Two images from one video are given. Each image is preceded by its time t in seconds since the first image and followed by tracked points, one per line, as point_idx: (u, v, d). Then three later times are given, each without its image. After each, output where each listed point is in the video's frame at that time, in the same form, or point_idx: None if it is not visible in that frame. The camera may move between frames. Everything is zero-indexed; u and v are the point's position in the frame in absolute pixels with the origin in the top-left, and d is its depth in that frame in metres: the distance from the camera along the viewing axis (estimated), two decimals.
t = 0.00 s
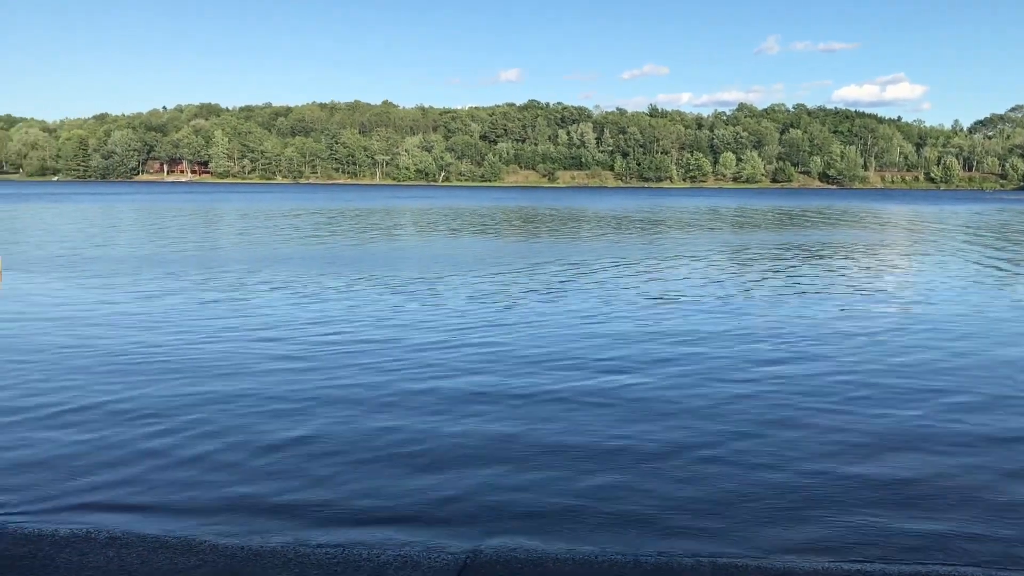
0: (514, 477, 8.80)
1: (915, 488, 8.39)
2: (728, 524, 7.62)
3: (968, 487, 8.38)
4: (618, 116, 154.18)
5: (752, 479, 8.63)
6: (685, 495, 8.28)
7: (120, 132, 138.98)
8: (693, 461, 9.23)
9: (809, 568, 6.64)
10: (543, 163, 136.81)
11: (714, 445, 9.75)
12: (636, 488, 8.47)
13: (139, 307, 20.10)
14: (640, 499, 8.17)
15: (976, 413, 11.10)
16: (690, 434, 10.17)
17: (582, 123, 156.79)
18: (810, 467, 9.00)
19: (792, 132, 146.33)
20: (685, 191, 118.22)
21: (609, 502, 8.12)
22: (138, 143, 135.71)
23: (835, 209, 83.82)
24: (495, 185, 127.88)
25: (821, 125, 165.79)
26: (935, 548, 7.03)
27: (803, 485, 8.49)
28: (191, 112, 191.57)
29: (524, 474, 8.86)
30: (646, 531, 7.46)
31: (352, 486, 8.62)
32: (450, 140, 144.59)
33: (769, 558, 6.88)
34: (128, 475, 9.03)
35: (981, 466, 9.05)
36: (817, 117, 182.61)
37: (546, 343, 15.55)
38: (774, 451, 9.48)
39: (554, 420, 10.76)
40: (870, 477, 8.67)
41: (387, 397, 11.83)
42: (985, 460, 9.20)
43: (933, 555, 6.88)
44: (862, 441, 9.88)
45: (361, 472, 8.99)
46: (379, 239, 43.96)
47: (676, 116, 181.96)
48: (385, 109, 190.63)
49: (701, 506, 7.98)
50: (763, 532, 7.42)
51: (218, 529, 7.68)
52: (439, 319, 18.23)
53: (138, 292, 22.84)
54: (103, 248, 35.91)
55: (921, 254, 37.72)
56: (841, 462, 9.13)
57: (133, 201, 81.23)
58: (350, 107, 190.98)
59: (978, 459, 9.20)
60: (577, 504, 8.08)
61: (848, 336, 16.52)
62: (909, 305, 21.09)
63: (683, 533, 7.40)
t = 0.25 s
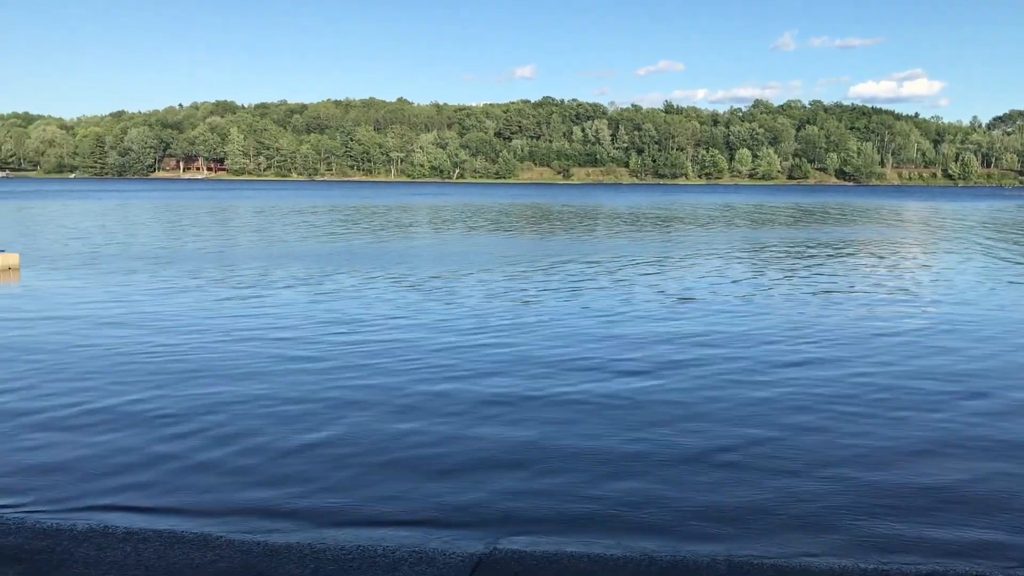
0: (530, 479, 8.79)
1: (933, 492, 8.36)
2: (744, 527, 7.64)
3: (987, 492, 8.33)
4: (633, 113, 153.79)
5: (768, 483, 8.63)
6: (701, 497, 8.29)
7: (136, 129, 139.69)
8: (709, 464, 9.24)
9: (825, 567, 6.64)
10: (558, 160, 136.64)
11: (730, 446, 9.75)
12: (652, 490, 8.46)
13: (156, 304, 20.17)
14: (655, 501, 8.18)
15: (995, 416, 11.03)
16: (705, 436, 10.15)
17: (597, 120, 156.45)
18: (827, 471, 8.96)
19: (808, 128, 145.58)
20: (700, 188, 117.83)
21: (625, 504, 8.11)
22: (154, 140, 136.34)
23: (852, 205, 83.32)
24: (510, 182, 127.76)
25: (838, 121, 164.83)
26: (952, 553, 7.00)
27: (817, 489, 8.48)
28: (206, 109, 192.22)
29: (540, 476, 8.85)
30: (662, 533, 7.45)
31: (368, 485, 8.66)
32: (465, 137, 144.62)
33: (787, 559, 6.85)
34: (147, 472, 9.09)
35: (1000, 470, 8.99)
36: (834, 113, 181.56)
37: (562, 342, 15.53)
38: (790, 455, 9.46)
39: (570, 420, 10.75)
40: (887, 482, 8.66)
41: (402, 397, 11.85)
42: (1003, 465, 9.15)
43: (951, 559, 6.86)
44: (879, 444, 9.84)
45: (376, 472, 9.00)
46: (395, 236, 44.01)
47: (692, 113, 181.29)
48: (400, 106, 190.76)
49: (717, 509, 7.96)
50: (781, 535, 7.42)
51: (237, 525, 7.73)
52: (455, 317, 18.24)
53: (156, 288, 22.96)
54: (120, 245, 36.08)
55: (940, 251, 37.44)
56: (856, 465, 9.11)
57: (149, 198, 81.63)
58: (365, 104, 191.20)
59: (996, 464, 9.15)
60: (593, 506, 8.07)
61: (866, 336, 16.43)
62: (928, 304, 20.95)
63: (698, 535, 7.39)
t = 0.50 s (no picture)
0: (544, 477, 8.83)
1: (949, 497, 8.33)
2: (758, 529, 7.62)
3: (1003, 497, 8.32)
4: (648, 109, 153.39)
5: (783, 484, 8.62)
6: (715, 497, 8.29)
7: (153, 125, 140.57)
8: (723, 464, 9.24)
9: (839, 567, 6.63)
10: (573, 156, 136.49)
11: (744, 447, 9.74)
12: (665, 490, 8.47)
13: (173, 301, 20.30)
14: (669, 501, 8.18)
15: (1012, 420, 10.99)
16: (720, 436, 10.15)
17: (612, 116, 156.12)
18: (841, 473, 8.96)
19: (825, 125, 144.84)
20: (715, 185, 117.45)
21: (639, 503, 8.13)
22: (171, 136, 137.03)
23: (869, 203, 82.91)
24: (525, 179, 127.71)
25: (854, 118, 163.91)
26: (968, 557, 7.00)
27: (831, 491, 8.46)
28: (223, 105, 193.09)
29: (554, 475, 8.88)
30: (676, 533, 7.47)
31: (383, 482, 8.70)
32: (479, 134, 144.61)
33: (802, 560, 6.86)
34: (164, 468, 9.17)
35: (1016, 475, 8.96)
36: (850, 109, 180.51)
37: (576, 341, 15.55)
38: (806, 457, 9.44)
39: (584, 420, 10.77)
40: (902, 485, 8.63)
41: (417, 394, 11.90)
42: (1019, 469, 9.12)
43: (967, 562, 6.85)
44: (895, 447, 9.81)
45: (391, 469, 9.05)
46: (410, 232, 44.12)
47: (707, 109, 180.63)
48: (415, 102, 190.95)
49: (731, 510, 7.98)
50: (794, 537, 7.41)
51: (252, 521, 7.78)
52: (470, 314, 18.29)
53: (173, 285, 23.16)
54: (138, 241, 36.37)
55: (958, 249, 37.22)
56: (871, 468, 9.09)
57: (166, 194, 82.19)
58: (380, 101, 191.45)
59: (1012, 469, 9.12)
60: (606, 505, 8.10)
61: (883, 337, 16.37)
62: (945, 304, 20.86)
63: (713, 536, 7.40)
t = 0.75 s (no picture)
0: (553, 478, 8.84)
1: (962, 500, 8.31)
2: (769, 529, 7.61)
3: (1013, 501, 8.30)
4: (659, 107, 153.05)
5: (794, 487, 8.61)
6: (725, 500, 8.28)
7: (164, 124, 140.91)
8: (735, 467, 9.22)
9: (851, 567, 6.61)
10: (584, 154, 136.31)
11: (755, 451, 9.72)
12: (675, 492, 8.47)
13: (185, 300, 20.38)
14: (680, 503, 8.18)
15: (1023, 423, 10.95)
16: (730, 439, 10.14)
17: (622, 113, 155.82)
18: (852, 477, 8.95)
19: (836, 123, 144.28)
20: (726, 182, 117.08)
21: (648, 505, 8.13)
22: (183, 134, 137.46)
23: (881, 201, 82.60)
24: (535, 177, 127.61)
25: (866, 116, 163.18)
26: (981, 559, 6.98)
27: (842, 494, 8.44)
28: (234, 103, 193.53)
29: (564, 476, 8.90)
30: (685, 534, 7.44)
31: (393, 482, 8.72)
32: (490, 131, 144.61)
33: (812, 559, 6.85)
34: (176, 467, 9.20)
35: None
36: (862, 107, 179.78)
37: (586, 341, 15.58)
38: (817, 460, 9.42)
39: (593, 421, 10.79)
40: (914, 490, 8.61)
41: (427, 396, 11.94)
42: None
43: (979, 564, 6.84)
44: (907, 451, 9.79)
45: (401, 470, 9.06)
46: (421, 231, 44.17)
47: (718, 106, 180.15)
48: (425, 100, 191.04)
49: (741, 511, 7.96)
50: (806, 538, 7.39)
51: (264, 518, 7.80)
52: (480, 314, 18.33)
53: (184, 284, 23.24)
54: (150, 239, 36.49)
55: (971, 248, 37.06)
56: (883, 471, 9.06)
57: (178, 192, 82.29)
58: (390, 99, 191.62)
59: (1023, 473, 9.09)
60: (616, 506, 8.08)
61: (894, 338, 16.32)
62: (958, 304, 20.77)
63: (722, 538, 7.39)
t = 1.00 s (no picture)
0: (564, 475, 8.83)
1: (974, 494, 8.27)
2: (780, 526, 7.58)
3: None
4: (671, 105, 152.66)
5: (805, 484, 8.59)
6: (736, 496, 8.26)
7: (177, 123, 141.49)
8: (745, 464, 9.20)
9: (864, 566, 6.59)
10: (596, 152, 136.11)
11: (766, 446, 9.70)
12: (686, 489, 8.45)
13: (199, 299, 20.49)
14: (691, 500, 8.16)
15: None
16: (741, 435, 10.12)
17: (634, 111, 155.50)
18: (864, 471, 8.92)
19: (850, 120, 143.60)
20: (738, 180, 116.79)
21: (660, 502, 8.12)
22: (196, 133, 137.95)
23: (895, 199, 82.19)
24: (547, 175, 127.53)
25: (880, 113, 162.38)
26: (993, 555, 6.96)
27: (853, 490, 8.42)
28: (247, 103, 194.11)
29: (574, 472, 8.90)
30: (697, 532, 7.43)
31: (404, 480, 8.74)
32: (502, 130, 144.56)
33: (823, 556, 6.84)
34: (189, 468, 9.25)
35: None
36: (875, 104, 178.87)
37: (598, 339, 15.58)
38: (828, 455, 9.40)
39: (604, 419, 10.79)
40: (927, 483, 8.57)
41: (438, 393, 11.96)
42: None
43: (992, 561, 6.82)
44: (919, 445, 9.75)
45: (412, 468, 9.08)
46: (433, 229, 44.18)
47: (730, 104, 179.59)
48: (437, 98, 191.12)
49: (752, 508, 7.95)
50: (817, 536, 7.36)
51: (275, 515, 7.83)
52: (491, 312, 18.35)
53: (197, 282, 23.35)
54: (163, 238, 36.64)
55: (985, 245, 36.84)
56: (895, 466, 9.03)
57: (191, 192, 82.58)
58: (402, 97, 191.81)
59: None
60: (627, 504, 8.08)
61: (907, 334, 16.27)
62: (972, 300, 20.68)
63: (734, 535, 7.37)
